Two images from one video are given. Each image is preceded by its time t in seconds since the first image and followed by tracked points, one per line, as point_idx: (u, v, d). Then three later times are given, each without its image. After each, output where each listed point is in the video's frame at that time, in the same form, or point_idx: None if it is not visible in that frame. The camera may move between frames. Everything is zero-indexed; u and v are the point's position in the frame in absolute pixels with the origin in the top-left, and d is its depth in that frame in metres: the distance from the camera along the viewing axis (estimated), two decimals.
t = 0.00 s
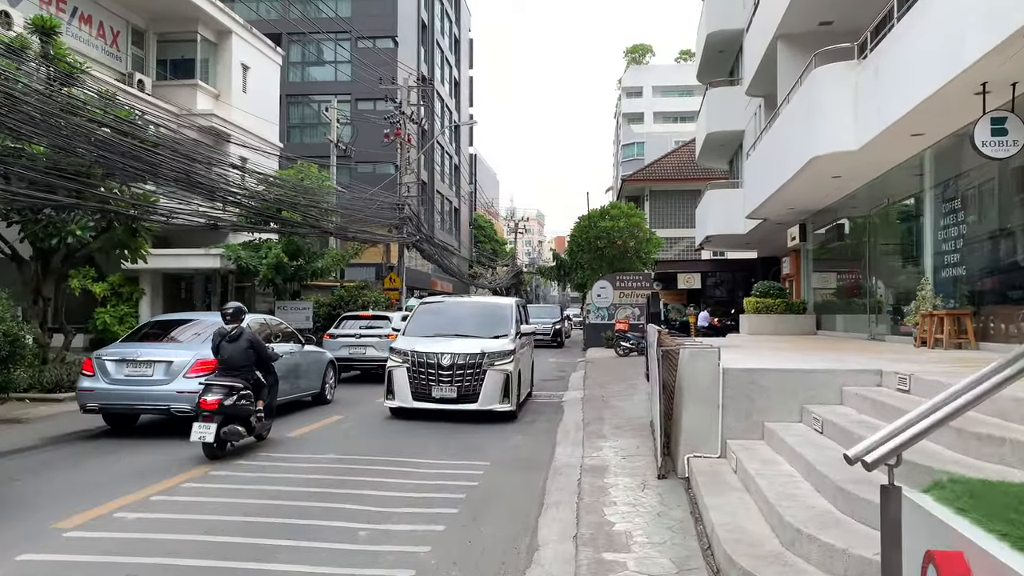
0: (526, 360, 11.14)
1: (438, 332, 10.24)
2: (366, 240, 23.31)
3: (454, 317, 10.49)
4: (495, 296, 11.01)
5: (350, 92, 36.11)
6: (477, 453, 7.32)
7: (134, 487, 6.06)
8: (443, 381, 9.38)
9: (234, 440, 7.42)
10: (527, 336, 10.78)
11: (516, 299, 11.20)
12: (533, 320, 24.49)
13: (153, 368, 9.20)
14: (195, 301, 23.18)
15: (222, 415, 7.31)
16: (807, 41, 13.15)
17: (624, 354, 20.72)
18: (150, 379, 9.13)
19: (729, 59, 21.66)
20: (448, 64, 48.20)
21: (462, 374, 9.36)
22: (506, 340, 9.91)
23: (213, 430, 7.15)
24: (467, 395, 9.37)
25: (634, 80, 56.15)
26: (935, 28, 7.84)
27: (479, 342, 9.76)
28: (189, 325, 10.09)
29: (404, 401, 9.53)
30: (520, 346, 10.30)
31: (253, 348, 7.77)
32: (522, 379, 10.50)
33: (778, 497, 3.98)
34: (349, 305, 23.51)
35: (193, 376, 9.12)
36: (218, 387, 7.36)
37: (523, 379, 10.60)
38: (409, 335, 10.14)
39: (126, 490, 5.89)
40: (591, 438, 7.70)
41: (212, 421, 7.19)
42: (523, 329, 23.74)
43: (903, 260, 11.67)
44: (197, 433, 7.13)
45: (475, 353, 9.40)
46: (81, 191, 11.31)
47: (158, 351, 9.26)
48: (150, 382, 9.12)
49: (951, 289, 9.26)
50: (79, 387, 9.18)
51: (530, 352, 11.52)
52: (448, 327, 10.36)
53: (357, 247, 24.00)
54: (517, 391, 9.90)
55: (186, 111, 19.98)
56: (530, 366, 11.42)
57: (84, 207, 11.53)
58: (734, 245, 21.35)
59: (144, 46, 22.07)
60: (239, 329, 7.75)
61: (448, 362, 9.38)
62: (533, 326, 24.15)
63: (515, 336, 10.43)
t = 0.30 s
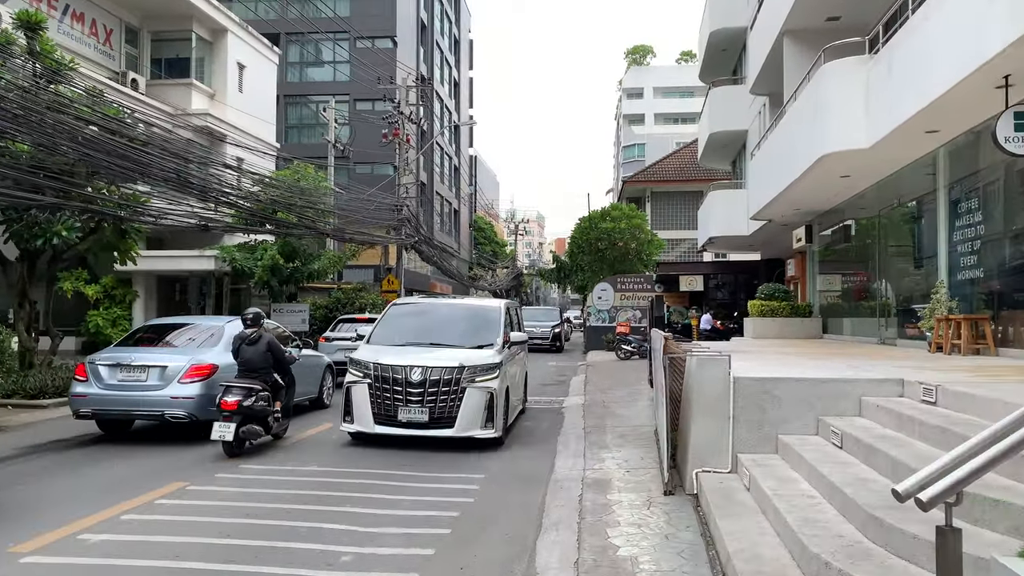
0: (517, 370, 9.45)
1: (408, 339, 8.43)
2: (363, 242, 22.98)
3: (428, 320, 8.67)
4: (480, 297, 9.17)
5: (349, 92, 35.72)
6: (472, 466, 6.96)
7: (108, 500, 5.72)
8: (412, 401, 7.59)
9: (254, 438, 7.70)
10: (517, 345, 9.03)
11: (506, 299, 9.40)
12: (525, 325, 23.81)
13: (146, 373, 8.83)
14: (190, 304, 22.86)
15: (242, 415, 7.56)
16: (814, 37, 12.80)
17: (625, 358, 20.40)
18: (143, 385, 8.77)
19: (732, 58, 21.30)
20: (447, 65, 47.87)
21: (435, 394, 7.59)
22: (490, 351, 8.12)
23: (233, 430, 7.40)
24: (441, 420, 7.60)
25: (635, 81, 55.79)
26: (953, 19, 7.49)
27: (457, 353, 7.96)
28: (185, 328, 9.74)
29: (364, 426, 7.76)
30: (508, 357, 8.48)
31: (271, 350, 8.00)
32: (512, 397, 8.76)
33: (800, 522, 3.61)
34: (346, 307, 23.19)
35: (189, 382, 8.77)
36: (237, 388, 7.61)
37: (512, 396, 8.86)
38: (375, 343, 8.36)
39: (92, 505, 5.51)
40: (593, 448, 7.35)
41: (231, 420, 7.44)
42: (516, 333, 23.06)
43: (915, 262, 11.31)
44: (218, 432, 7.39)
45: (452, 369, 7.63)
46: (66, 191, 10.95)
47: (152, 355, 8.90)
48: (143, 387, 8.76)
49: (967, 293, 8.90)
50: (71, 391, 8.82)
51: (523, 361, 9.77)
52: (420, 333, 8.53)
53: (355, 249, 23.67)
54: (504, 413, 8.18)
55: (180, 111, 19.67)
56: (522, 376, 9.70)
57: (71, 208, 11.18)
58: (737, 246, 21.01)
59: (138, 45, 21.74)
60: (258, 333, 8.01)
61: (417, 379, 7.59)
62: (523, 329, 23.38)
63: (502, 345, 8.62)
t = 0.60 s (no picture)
0: (500, 390, 7.80)
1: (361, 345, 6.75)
2: (360, 243, 22.65)
3: (389, 323, 7.00)
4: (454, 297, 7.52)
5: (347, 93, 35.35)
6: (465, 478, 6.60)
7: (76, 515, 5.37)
8: (356, 428, 5.82)
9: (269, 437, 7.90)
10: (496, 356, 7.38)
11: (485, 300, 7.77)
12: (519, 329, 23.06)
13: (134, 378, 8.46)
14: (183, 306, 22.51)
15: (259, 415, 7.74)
16: (819, 32, 12.47)
17: (626, 361, 20.05)
18: (131, 390, 8.39)
19: (734, 56, 20.97)
20: (447, 66, 47.54)
21: (386, 418, 5.83)
22: (461, 362, 6.41)
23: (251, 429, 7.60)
24: (395, 454, 5.82)
25: (635, 83, 55.46)
26: (970, 6, 7.13)
27: (417, 364, 6.24)
28: (171, 333, 9.39)
29: (296, 461, 5.96)
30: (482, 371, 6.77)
31: (289, 352, 8.19)
32: (490, 421, 7.05)
33: (820, 547, 3.27)
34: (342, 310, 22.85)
35: (178, 387, 8.44)
36: (256, 389, 7.79)
37: (491, 420, 7.15)
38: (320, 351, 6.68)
39: (54, 522, 5.15)
40: (593, 459, 7.00)
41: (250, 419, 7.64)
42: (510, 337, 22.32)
43: (925, 263, 10.98)
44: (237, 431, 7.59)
45: (410, 386, 5.90)
46: (48, 190, 10.55)
47: (142, 360, 8.54)
48: (131, 393, 8.38)
49: (983, 295, 8.56)
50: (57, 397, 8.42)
51: (507, 377, 8.09)
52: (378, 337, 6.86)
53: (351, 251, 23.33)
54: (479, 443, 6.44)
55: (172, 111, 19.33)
56: (506, 396, 8.03)
57: (54, 207, 10.81)
58: (739, 248, 20.66)
59: (131, 44, 21.42)
60: (276, 336, 8.20)
61: (363, 399, 5.84)
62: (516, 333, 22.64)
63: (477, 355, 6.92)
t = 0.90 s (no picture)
0: (476, 411, 6.11)
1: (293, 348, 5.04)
2: (357, 245, 22.33)
3: (334, 321, 5.29)
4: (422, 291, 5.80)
5: (345, 94, 35.03)
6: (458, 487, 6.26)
7: (44, 525, 5.04)
8: (261, 471, 4.10)
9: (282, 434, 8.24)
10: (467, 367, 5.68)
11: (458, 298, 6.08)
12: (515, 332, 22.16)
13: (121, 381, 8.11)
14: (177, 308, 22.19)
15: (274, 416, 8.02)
16: (825, 26, 12.14)
17: (626, 365, 19.74)
18: (118, 393, 8.03)
19: (737, 55, 20.64)
20: (446, 67, 47.23)
21: (300, 456, 4.10)
22: (414, 375, 4.65)
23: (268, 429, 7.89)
24: (312, 507, 4.07)
25: (636, 85, 55.15)
26: None
27: (350, 379, 4.50)
28: (159, 335, 8.99)
29: (175, 515, 4.20)
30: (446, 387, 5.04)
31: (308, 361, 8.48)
32: (458, 456, 5.34)
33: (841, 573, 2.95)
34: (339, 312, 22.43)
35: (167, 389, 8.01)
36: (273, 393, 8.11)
37: (460, 451, 5.41)
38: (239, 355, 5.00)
39: (17, 534, 4.81)
40: (593, 467, 6.66)
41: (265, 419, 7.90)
42: (506, 341, 21.49)
43: (936, 263, 10.64)
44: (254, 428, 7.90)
45: (336, 410, 4.17)
46: (30, 187, 10.18)
47: (129, 361, 8.18)
48: (118, 396, 8.02)
49: (999, 296, 8.23)
50: (44, 401, 8.09)
51: (485, 393, 6.42)
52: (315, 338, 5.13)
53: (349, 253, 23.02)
54: (438, 485, 4.73)
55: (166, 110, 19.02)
56: (484, 417, 6.35)
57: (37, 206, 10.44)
58: (742, 250, 20.33)
59: (124, 42, 21.11)
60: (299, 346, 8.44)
61: (269, 428, 4.13)
62: (513, 336, 21.80)
63: (442, 366, 5.20)
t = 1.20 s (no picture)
0: (433, 443, 4.60)
1: (180, 350, 3.47)
2: (354, 245, 21.99)
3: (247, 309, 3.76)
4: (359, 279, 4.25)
5: (343, 93, 34.72)
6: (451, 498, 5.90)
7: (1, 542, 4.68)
8: None
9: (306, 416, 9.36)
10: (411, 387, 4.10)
11: (402, 290, 4.52)
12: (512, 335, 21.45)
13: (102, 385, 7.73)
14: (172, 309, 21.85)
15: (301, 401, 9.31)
16: (832, 18, 11.80)
17: (628, 367, 19.41)
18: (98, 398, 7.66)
19: (739, 52, 20.32)
20: (446, 68, 46.96)
21: (100, 548, 2.35)
22: (317, 405, 3.02)
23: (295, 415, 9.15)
24: None
25: (637, 86, 54.89)
26: None
27: (205, 412, 2.83)
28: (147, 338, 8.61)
29: None
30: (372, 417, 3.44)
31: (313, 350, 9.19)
32: (399, 514, 3.81)
33: None
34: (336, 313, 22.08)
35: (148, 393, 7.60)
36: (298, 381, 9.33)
37: (403, 507, 3.89)
38: (104, 360, 3.45)
39: None
40: (594, 476, 6.31)
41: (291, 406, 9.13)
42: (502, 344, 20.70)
43: (949, 263, 10.31)
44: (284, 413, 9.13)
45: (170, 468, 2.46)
46: (13, 184, 9.86)
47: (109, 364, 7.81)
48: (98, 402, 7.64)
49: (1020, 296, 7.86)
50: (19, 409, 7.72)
51: (446, 416, 4.86)
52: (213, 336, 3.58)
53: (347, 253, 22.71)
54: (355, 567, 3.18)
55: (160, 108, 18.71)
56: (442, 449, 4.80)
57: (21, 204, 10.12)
58: (746, 250, 20.00)
59: (118, 39, 20.78)
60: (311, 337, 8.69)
61: (52, 498, 2.38)
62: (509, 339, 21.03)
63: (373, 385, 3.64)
